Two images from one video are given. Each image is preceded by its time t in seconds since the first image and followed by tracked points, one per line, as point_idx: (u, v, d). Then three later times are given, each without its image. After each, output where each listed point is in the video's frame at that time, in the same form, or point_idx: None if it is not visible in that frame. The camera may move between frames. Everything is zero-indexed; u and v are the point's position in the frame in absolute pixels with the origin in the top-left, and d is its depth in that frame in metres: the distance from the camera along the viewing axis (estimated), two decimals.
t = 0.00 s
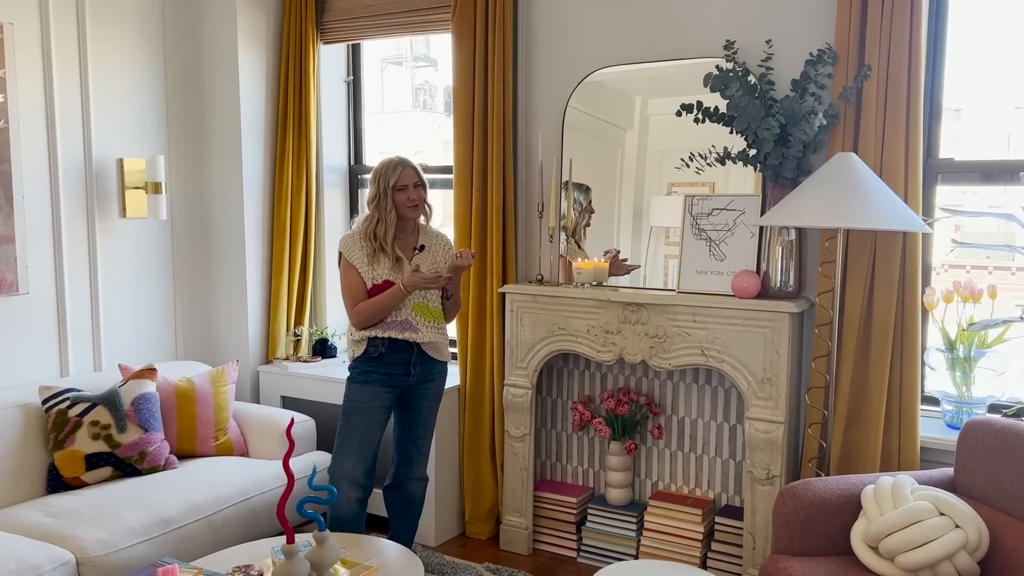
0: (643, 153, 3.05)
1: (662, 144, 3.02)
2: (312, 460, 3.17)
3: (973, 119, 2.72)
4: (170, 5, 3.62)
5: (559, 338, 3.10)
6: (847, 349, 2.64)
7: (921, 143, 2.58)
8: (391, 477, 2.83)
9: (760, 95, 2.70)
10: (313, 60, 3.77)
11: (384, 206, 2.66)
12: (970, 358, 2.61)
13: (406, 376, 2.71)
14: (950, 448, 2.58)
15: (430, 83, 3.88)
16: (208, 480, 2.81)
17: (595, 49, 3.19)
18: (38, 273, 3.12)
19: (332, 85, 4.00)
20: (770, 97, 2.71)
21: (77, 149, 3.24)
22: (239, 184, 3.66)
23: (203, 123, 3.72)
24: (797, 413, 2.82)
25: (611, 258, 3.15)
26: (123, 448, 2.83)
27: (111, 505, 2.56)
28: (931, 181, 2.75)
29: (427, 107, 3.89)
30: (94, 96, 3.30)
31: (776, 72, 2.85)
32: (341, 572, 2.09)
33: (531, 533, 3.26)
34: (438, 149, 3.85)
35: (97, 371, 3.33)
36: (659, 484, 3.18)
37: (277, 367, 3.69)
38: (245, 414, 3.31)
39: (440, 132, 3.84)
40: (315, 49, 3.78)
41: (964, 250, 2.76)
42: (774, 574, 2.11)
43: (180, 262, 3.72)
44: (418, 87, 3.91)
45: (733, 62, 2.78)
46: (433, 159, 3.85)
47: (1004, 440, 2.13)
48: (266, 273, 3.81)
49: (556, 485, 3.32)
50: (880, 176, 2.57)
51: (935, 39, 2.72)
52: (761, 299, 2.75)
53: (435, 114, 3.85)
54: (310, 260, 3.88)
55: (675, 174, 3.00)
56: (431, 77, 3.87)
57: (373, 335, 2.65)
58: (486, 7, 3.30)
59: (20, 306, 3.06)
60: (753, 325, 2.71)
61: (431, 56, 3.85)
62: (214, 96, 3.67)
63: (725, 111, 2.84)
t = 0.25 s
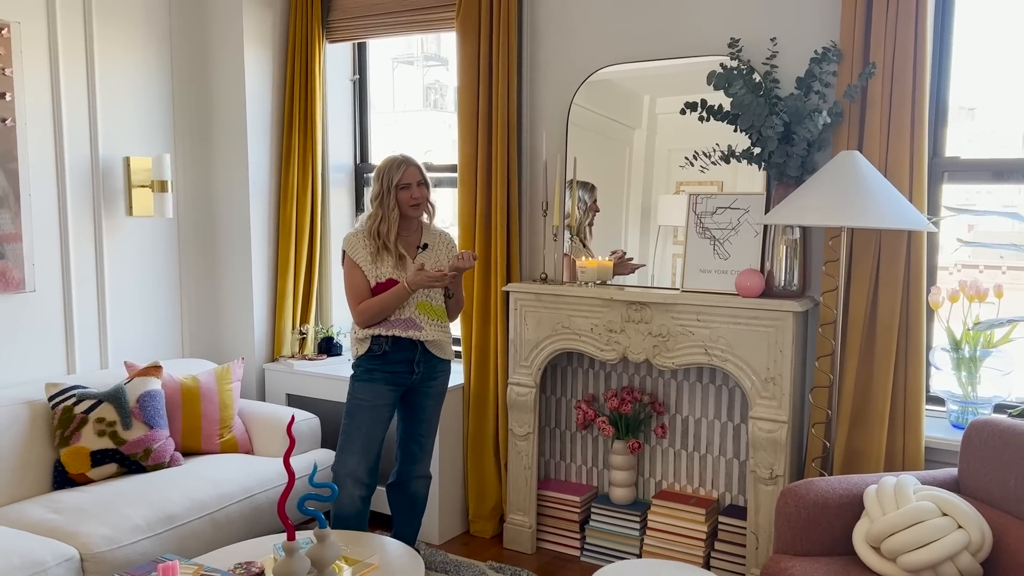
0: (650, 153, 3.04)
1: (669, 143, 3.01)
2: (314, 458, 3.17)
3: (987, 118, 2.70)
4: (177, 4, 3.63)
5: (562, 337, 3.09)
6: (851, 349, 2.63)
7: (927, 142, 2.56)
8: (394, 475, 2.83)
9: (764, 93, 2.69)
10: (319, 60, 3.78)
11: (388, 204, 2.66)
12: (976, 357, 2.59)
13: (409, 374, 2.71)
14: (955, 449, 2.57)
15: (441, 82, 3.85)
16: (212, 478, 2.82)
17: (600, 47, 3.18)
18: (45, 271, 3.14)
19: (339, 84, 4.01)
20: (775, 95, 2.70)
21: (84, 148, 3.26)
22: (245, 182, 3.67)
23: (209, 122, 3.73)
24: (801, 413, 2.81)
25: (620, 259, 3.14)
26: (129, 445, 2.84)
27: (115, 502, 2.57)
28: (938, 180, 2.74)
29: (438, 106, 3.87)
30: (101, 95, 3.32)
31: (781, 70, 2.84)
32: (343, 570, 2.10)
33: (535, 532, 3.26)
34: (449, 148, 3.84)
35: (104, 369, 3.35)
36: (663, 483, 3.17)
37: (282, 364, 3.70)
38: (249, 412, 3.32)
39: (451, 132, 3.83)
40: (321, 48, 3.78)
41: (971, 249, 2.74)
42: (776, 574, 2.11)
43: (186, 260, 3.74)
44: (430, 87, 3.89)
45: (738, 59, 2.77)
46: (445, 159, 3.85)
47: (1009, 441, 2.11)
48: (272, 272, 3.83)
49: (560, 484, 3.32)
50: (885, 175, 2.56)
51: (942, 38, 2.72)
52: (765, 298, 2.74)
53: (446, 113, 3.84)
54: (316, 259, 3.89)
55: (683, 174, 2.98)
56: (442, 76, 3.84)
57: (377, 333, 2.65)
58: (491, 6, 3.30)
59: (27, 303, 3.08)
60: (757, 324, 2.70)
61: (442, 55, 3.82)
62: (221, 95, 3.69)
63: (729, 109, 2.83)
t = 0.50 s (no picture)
0: (658, 151, 3.03)
1: (676, 142, 3.00)
2: (318, 456, 3.18)
3: (997, 117, 2.68)
4: (183, 3, 3.64)
5: (567, 336, 3.09)
6: (857, 348, 2.62)
7: (934, 140, 2.55)
8: (399, 474, 2.84)
9: (770, 91, 2.68)
10: (325, 59, 3.78)
11: (392, 203, 2.66)
12: (983, 357, 2.58)
13: (413, 373, 2.71)
14: (962, 449, 2.55)
15: (449, 81, 3.86)
16: (217, 476, 2.83)
17: (605, 46, 3.18)
18: (52, 270, 3.16)
19: (345, 84, 4.01)
20: (780, 93, 2.69)
21: (90, 147, 3.27)
22: (251, 181, 3.68)
23: (216, 121, 3.74)
24: (807, 413, 2.80)
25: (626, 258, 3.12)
26: (134, 443, 2.85)
27: (120, 499, 2.58)
28: (945, 178, 2.73)
29: (447, 105, 3.88)
30: (107, 94, 3.33)
31: (787, 68, 2.83)
32: (346, 569, 2.10)
33: (540, 531, 3.25)
34: (457, 147, 3.84)
35: (110, 367, 3.36)
36: (668, 483, 3.16)
37: (287, 363, 3.72)
38: (255, 410, 3.33)
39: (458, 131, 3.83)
40: (327, 47, 3.79)
41: (978, 248, 2.73)
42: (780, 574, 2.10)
43: (192, 259, 3.75)
44: (437, 86, 3.89)
45: (743, 57, 2.76)
46: (454, 158, 3.85)
47: (1016, 441, 2.10)
48: (278, 271, 3.83)
49: (565, 483, 3.32)
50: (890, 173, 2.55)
51: (949, 37, 2.71)
52: (770, 297, 2.72)
53: (454, 112, 3.85)
54: (322, 258, 3.89)
55: (690, 172, 2.97)
56: (451, 75, 3.84)
57: (380, 332, 2.65)
58: (496, 5, 3.29)
59: (34, 302, 3.10)
60: (762, 323, 2.69)
61: (450, 55, 3.81)
62: (227, 95, 3.70)
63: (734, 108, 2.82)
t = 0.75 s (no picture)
0: (665, 151, 3.02)
1: (683, 140, 2.98)
2: (322, 456, 3.17)
3: (1007, 115, 2.66)
4: (189, 4, 3.65)
5: (572, 336, 3.08)
6: (863, 349, 2.61)
7: (941, 138, 2.53)
8: (404, 474, 2.84)
9: (776, 90, 2.67)
10: (330, 58, 3.79)
11: (395, 203, 2.66)
12: (990, 357, 2.56)
13: (417, 372, 2.71)
14: (970, 449, 2.54)
15: (457, 80, 3.84)
16: (222, 475, 2.84)
17: (610, 45, 3.17)
18: (58, 270, 3.17)
19: (351, 83, 4.01)
20: (786, 93, 2.68)
21: (97, 147, 3.28)
22: (257, 181, 3.68)
23: (222, 121, 3.75)
24: (813, 413, 2.79)
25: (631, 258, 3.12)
26: (140, 443, 2.86)
27: (126, 499, 2.59)
28: (952, 177, 2.72)
29: (453, 104, 3.86)
30: (113, 95, 3.34)
31: (793, 67, 2.81)
32: (351, 569, 2.10)
33: (545, 531, 3.25)
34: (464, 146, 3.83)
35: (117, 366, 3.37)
36: (674, 483, 3.16)
37: (293, 362, 3.72)
38: (260, 410, 3.33)
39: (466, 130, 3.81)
40: (333, 46, 3.79)
41: (986, 247, 2.71)
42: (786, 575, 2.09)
43: (198, 258, 3.76)
44: (444, 85, 3.88)
45: (749, 56, 2.75)
46: (461, 157, 3.84)
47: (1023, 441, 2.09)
48: (284, 270, 3.84)
49: (571, 483, 3.31)
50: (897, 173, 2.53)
51: (956, 35, 2.69)
52: (776, 297, 2.71)
53: (460, 111, 3.84)
54: (328, 257, 3.89)
55: (697, 171, 2.96)
56: (458, 74, 3.83)
57: (384, 332, 2.65)
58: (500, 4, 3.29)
59: (41, 302, 3.11)
60: (768, 323, 2.68)
61: (458, 53, 3.81)
62: (233, 95, 3.70)
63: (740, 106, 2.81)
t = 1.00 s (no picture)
0: (668, 149, 3.01)
1: (686, 139, 2.97)
2: (323, 455, 3.17)
3: (1013, 113, 2.65)
4: (191, 3, 3.65)
5: (574, 335, 3.07)
6: (866, 347, 2.60)
7: (944, 136, 2.52)
8: (405, 473, 2.83)
9: (778, 88, 2.66)
10: (332, 58, 3.78)
11: (397, 201, 2.66)
12: (994, 355, 2.55)
13: (418, 371, 2.71)
14: (973, 448, 2.53)
15: (461, 79, 3.84)
16: (224, 474, 2.84)
17: (612, 43, 3.16)
18: (60, 269, 3.17)
19: (353, 82, 4.01)
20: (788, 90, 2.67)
21: (99, 147, 3.28)
22: (259, 180, 3.68)
23: (224, 120, 3.75)
24: (816, 411, 2.78)
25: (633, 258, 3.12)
26: (142, 442, 2.87)
27: (128, 498, 2.59)
28: (955, 175, 2.71)
29: (457, 103, 3.86)
30: (115, 94, 3.34)
31: (795, 64, 2.80)
32: (351, 568, 2.10)
33: (547, 530, 3.24)
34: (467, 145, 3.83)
35: (119, 365, 3.37)
36: (676, 482, 3.15)
37: (295, 361, 3.72)
38: (262, 408, 3.34)
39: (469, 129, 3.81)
40: (335, 45, 3.79)
41: (990, 245, 2.70)
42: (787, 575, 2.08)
43: (200, 257, 3.76)
44: (449, 84, 3.87)
45: (751, 54, 2.73)
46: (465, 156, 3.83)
47: None
48: (286, 269, 3.84)
49: (573, 482, 3.31)
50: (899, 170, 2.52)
51: (959, 33, 2.68)
52: (778, 295, 2.70)
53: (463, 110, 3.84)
54: (330, 256, 3.90)
55: (700, 170, 2.95)
56: (462, 72, 3.82)
57: (385, 330, 2.64)
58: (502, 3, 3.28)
59: (43, 301, 3.11)
60: (770, 321, 2.67)
61: (462, 52, 3.80)
62: (235, 94, 3.70)
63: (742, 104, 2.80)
